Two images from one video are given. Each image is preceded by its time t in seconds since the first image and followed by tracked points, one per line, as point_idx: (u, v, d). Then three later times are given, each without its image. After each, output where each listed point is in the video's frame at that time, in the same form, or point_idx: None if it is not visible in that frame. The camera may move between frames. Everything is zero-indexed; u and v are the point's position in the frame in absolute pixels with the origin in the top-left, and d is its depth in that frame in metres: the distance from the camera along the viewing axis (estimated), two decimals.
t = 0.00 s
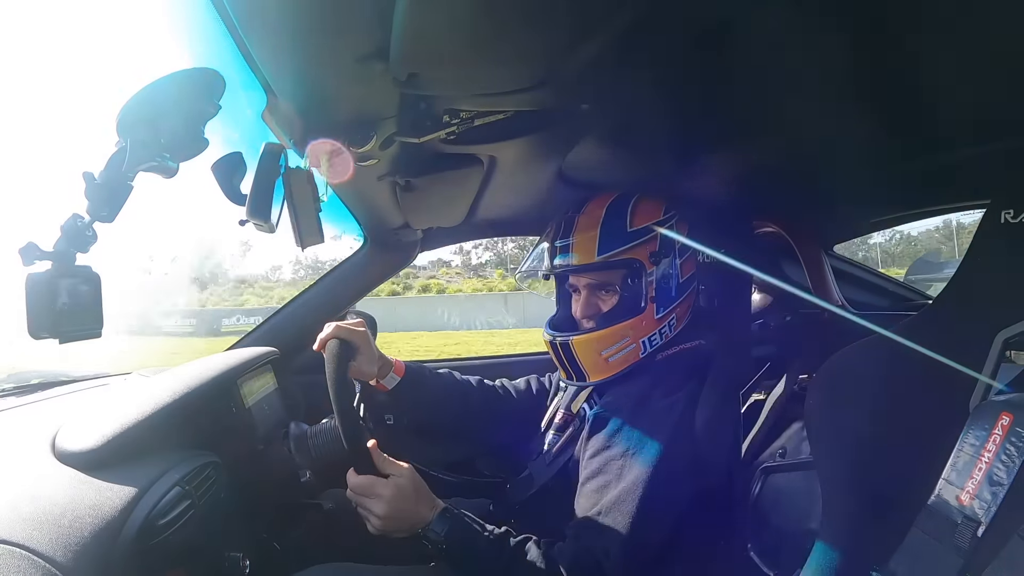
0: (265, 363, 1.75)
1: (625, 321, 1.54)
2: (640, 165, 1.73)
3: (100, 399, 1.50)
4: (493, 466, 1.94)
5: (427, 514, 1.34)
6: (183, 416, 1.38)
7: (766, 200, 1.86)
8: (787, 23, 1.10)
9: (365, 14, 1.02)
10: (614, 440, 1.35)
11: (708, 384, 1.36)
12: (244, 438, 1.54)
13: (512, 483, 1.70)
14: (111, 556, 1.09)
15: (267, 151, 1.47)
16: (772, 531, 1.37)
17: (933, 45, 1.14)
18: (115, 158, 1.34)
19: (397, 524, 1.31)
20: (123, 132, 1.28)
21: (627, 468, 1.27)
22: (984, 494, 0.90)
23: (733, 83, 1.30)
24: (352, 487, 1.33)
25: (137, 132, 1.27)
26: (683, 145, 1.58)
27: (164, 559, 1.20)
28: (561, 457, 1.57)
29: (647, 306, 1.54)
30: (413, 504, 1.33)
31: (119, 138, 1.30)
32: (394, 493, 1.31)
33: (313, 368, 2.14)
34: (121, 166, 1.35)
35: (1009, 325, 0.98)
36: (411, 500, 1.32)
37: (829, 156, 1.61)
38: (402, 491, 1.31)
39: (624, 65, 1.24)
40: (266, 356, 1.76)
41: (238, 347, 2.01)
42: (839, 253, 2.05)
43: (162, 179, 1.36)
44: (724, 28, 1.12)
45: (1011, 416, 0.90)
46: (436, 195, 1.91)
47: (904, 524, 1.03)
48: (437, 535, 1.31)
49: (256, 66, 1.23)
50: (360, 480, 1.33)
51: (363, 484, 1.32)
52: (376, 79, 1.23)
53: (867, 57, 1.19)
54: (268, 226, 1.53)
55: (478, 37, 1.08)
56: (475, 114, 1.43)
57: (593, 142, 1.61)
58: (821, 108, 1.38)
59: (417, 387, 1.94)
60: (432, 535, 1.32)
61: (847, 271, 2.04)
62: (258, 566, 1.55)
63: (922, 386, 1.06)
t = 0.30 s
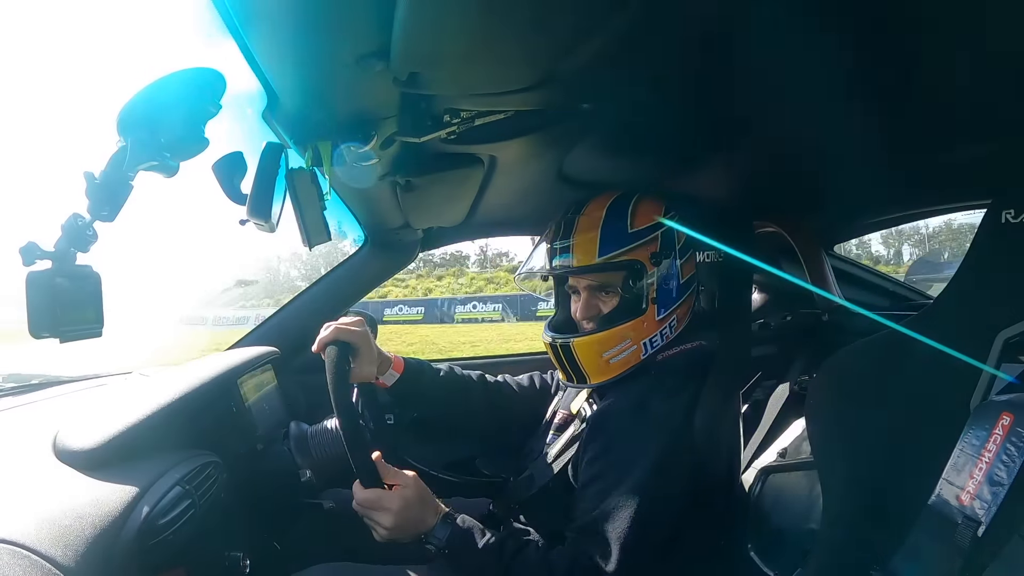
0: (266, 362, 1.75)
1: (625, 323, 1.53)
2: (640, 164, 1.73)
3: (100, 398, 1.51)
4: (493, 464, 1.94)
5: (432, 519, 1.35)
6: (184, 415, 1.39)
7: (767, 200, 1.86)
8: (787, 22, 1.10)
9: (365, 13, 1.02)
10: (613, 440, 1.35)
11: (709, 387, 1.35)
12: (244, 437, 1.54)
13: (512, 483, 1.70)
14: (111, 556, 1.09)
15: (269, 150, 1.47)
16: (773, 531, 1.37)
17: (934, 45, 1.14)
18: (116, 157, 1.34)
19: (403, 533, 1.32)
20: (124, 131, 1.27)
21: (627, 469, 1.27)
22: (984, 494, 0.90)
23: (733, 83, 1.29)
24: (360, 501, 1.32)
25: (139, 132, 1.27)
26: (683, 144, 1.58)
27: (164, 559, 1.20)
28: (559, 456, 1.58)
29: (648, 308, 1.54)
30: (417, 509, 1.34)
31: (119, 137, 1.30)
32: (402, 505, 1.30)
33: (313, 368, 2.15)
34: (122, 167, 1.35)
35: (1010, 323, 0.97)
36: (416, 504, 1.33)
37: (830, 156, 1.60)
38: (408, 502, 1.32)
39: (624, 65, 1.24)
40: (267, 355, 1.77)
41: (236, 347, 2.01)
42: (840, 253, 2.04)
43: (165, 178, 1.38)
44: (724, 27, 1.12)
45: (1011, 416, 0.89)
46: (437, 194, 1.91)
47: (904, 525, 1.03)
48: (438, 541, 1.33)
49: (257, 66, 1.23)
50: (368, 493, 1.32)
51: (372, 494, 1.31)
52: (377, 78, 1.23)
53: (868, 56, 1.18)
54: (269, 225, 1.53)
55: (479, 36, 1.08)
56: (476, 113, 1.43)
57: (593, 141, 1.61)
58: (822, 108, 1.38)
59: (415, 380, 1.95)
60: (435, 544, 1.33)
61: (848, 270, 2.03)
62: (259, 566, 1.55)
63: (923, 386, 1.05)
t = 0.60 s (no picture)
0: (266, 363, 1.75)
1: (623, 329, 1.53)
2: (640, 165, 1.73)
3: (101, 399, 1.51)
4: (493, 466, 1.95)
5: (435, 524, 1.37)
6: (184, 416, 1.39)
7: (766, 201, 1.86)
8: (787, 23, 1.10)
9: (365, 15, 1.02)
10: (614, 442, 1.35)
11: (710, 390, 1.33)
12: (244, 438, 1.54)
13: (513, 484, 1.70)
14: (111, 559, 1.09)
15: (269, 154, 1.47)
16: (773, 532, 1.37)
17: (934, 46, 1.14)
18: (116, 157, 1.35)
19: (409, 540, 1.34)
20: (123, 133, 1.28)
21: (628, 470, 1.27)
22: (984, 494, 0.90)
23: (734, 83, 1.30)
24: (365, 513, 1.34)
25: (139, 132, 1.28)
26: (683, 145, 1.58)
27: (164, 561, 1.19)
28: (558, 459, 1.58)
29: (645, 312, 1.53)
30: (420, 514, 1.35)
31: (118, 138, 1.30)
32: (406, 514, 1.32)
33: (313, 369, 2.15)
34: (122, 168, 1.36)
35: (1006, 325, 0.98)
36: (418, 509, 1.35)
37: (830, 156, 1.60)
38: (412, 510, 1.33)
39: (625, 66, 1.24)
40: (267, 357, 1.76)
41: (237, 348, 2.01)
42: (840, 253, 2.04)
43: (163, 178, 1.41)
44: (725, 28, 1.12)
45: (1011, 416, 0.90)
46: (436, 196, 1.91)
47: (905, 525, 1.03)
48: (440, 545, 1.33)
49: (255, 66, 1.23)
50: (374, 504, 1.33)
51: (377, 506, 1.33)
52: (376, 79, 1.23)
53: (869, 58, 1.19)
54: (268, 227, 1.53)
55: (479, 37, 1.08)
56: (475, 114, 1.43)
57: (593, 143, 1.62)
58: (822, 108, 1.38)
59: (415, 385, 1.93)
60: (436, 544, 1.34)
61: (848, 271, 2.03)
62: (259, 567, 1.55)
63: (924, 387, 1.05)
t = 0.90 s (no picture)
0: (266, 363, 1.75)
1: (618, 331, 1.53)
2: (640, 165, 1.73)
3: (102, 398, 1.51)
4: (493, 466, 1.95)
5: (437, 526, 1.37)
6: (182, 415, 1.39)
7: (766, 201, 1.86)
8: (787, 23, 1.10)
9: (360, 14, 1.02)
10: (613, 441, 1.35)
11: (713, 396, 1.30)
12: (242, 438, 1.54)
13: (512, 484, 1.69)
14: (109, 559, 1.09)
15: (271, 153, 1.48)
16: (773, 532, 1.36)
17: (935, 46, 1.14)
18: (115, 158, 1.42)
19: (415, 544, 1.36)
20: (123, 131, 1.36)
21: (627, 470, 1.27)
22: (984, 494, 0.90)
23: (734, 83, 1.29)
24: (368, 523, 1.35)
25: (138, 131, 1.36)
26: (683, 144, 1.58)
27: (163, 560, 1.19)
28: (559, 460, 1.59)
29: (640, 314, 1.53)
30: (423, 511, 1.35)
31: (119, 138, 1.38)
32: (410, 527, 1.32)
33: (313, 369, 2.15)
34: (121, 169, 1.42)
35: (1005, 325, 0.97)
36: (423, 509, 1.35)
37: (830, 156, 1.60)
38: (415, 522, 1.33)
39: (624, 67, 1.24)
40: (266, 357, 1.76)
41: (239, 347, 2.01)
42: (840, 254, 2.04)
43: (162, 178, 1.46)
44: (724, 27, 1.12)
45: (1010, 416, 0.89)
46: (436, 195, 1.91)
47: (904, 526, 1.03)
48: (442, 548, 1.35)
49: (253, 66, 1.22)
50: (377, 517, 1.34)
51: (380, 518, 1.34)
52: (375, 79, 1.23)
53: (869, 58, 1.18)
54: (268, 227, 1.52)
55: (478, 36, 1.07)
56: (474, 114, 1.43)
57: (592, 142, 1.62)
58: (822, 108, 1.38)
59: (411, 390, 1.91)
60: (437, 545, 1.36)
61: (848, 271, 2.02)
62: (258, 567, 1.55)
63: (923, 387, 1.05)
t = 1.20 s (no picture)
0: (265, 363, 1.75)
1: (616, 330, 1.52)
2: (639, 165, 1.73)
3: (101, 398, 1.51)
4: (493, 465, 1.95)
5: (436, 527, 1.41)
6: (180, 415, 1.39)
7: (764, 201, 1.86)
8: (787, 23, 1.09)
9: (360, 16, 1.02)
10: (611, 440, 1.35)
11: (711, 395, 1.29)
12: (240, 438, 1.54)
13: (512, 484, 1.70)
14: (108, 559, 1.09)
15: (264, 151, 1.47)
16: (772, 533, 1.37)
17: (934, 47, 1.14)
18: (113, 158, 1.42)
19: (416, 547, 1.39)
20: (123, 131, 1.36)
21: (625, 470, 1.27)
22: (983, 493, 0.90)
23: (733, 83, 1.29)
24: (369, 528, 1.38)
25: (136, 130, 1.36)
26: (681, 144, 1.58)
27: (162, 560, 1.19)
28: (561, 458, 1.58)
29: (638, 313, 1.53)
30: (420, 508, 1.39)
31: (118, 138, 1.39)
32: (409, 532, 1.35)
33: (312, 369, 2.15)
34: (119, 169, 1.43)
35: (1004, 325, 0.97)
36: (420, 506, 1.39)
37: (829, 156, 1.60)
38: (415, 527, 1.36)
39: (623, 67, 1.24)
40: (265, 357, 1.76)
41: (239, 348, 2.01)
42: (838, 254, 2.04)
43: (160, 178, 1.46)
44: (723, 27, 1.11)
45: (1009, 416, 0.89)
46: (434, 195, 1.91)
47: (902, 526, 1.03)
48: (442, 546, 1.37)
49: (251, 66, 1.22)
50: (377, 522, 1.37)
51: (380, 524, 1.37)
52: (373, 79, 1.23)
53: (868, 58, 1.19)
54: (266, 226, 1.50)
55: (477, 36, 1.07)
56: (473, 114, 1.43)
57: (590, 143, 1.62)
58: (821, 107, 1.38)
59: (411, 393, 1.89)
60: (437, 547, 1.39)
61: (847, 272, 2.03)
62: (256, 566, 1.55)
63: (922, 386, 1.05)
